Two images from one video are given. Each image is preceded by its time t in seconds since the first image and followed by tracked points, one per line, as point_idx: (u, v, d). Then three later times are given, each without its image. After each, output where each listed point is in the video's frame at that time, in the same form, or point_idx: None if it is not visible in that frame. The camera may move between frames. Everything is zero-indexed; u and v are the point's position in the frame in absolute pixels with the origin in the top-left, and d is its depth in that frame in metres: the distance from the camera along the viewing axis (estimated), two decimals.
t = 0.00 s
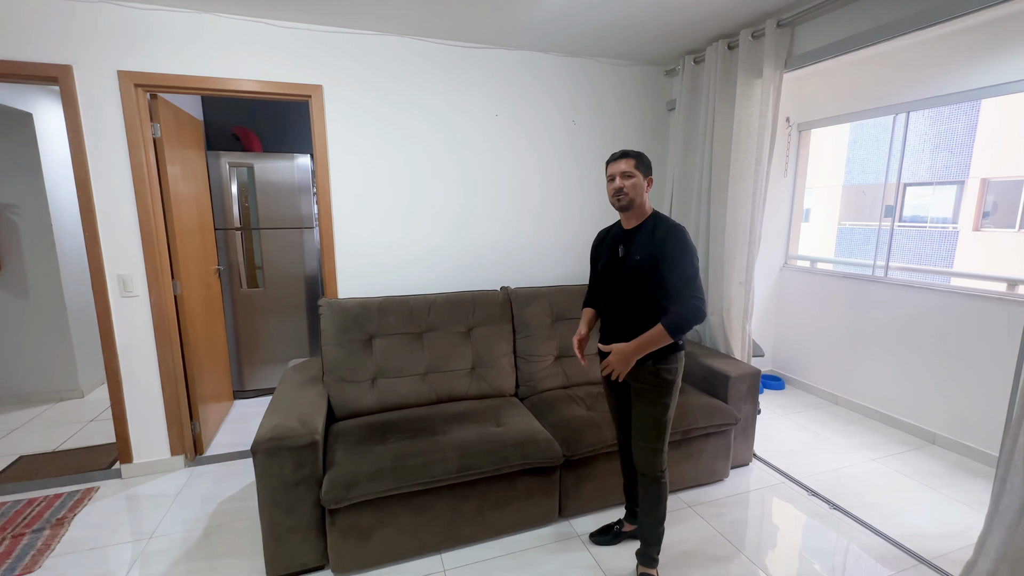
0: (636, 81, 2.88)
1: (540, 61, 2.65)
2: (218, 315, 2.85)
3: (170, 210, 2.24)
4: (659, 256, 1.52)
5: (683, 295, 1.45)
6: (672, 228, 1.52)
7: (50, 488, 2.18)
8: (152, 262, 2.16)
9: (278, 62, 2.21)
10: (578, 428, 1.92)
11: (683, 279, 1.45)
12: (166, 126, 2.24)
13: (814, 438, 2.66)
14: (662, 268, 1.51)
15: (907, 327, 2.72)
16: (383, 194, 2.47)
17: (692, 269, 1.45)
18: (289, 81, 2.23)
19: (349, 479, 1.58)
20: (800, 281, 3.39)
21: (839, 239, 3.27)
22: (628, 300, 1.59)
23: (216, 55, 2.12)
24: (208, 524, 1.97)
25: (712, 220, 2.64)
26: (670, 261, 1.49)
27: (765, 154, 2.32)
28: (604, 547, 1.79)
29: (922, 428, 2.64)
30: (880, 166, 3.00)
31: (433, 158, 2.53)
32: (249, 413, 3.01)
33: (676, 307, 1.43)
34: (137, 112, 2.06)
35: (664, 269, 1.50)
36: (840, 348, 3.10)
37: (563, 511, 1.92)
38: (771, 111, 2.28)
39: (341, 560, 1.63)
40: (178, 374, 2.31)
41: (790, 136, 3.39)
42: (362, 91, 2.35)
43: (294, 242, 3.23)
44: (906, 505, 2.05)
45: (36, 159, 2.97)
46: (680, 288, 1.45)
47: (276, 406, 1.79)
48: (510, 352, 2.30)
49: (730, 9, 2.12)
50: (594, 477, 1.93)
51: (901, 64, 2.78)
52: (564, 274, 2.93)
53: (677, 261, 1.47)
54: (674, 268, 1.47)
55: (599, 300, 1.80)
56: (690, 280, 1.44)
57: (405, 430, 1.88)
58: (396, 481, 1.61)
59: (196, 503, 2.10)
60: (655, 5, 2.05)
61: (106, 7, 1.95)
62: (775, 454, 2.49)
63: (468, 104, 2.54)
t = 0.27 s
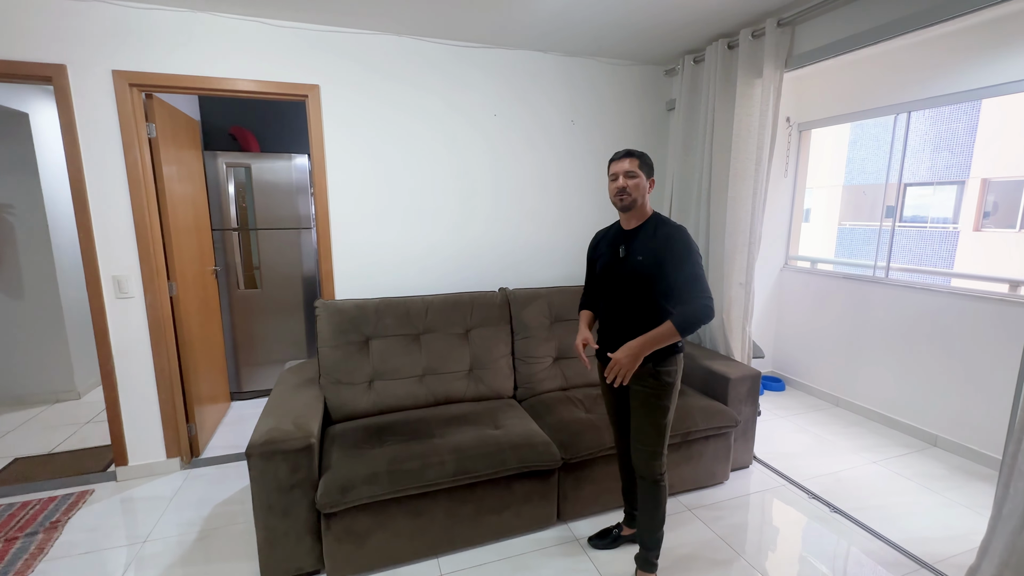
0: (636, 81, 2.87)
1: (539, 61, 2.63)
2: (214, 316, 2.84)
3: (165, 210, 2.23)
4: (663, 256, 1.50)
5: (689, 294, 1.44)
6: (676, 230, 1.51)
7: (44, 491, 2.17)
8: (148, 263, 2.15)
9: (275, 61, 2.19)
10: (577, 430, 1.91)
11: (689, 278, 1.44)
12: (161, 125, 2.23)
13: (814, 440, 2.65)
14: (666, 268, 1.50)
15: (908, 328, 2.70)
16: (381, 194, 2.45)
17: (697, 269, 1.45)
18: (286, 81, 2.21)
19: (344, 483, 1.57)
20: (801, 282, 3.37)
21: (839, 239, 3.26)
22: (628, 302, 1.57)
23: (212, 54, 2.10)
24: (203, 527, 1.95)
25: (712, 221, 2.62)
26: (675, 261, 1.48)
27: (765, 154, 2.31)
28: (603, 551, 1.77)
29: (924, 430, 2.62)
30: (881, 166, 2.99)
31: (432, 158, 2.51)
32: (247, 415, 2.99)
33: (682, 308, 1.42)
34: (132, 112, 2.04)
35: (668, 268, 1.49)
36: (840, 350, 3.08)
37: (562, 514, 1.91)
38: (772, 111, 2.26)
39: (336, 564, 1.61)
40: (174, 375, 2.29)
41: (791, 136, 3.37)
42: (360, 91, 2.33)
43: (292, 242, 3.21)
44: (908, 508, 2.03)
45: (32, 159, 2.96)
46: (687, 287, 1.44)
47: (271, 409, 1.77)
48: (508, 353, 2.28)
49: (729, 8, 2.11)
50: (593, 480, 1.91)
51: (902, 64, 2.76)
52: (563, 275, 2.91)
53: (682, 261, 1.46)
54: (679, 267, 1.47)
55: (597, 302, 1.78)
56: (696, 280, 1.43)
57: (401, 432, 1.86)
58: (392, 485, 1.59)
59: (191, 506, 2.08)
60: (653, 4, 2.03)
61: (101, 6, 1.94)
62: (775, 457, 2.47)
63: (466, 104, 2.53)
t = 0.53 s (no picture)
0: (635, 80, 2.85)
1: (538, 60, 2.61)
2: (212, 317, 2.82)
3: (162, 210, 2.21)
4: (667, 254, 1.50)
5: (701, 286, 1.41)
6: (680, 229, 1.50)
7: (39, 493, 2.15)
8: (144, 263, 2.13)
9: (272, 60, 2.17)
10: (576, 432, 1.89)
11: (697, 270, 1.43)
12: (158, 125, 2.21)
13: (815, 441, 2.63)
14: (671, 265, 1.49)
15: (908, 328, 2.69)
16: (379, 194, 2.43)
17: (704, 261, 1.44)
18: (283, 79, 2.20)
19: (341, 486, 1.55)
20: (801, 282, 3.35)
21: (839, 239, 3.24)
22: (629, 302, 1.55)
23: (209, 53, 2.09)
24: (199, 530, 1.93)
25: (712, 221, 2.60)
26: (680, 258, 1.47)
27: (766, 154, 2.29)
28: (602, 554, 1.76)
29: (925, 431, 2.60)
30: (881, 166, 2.97)
31: (430, 158, 2.49)
32: (244, 416, 2.97)
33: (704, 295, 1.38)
34: (128, 111, 2.02)
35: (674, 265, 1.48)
36: (841, 350, 3.07)
37: (561, 517, 1.89)
38: (772, 110, 2.25)
39: (333, 568, 1.60)
40: (170, 377, 2.28)
41: (791, 136, 3.36)
42: (357, 90, 2.32)
43: (290, 242, 3.19)
44: (909, 511, 2.02)
45: (29, 158, 2.94)
46: (696, 279, 1.42)
47: (267, 410, 1.75)
48: (507, 354, 2.27)
49: (729, 7, 2.09)
50: (592, 482, 1.89)
51: (903, 63, 2.75)
52: (562, 275, 2.90)
53: (688, 255, 1.46)
54: (686, 262, 1.46)
55: (596, 303, 1.76)
56: (704, 272, 1.42)
57: (399, 434, 1.84)
58: (389, 487, 1.58)
59: (187, 508, 2.07)
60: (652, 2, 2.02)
61: (96, 4, 1.92)
62: (775, 458, 2.46)
63: (465, 103, 2.51)
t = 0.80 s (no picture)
0: (635, 80, 2.84)
1: (538, 59, 2.60)
2: (209, 317, 2.80)
3: (159, 210, 2.19)
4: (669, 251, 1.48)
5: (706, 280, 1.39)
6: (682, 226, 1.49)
7: (35, 496, 2.14)
8: (140, 263, 2.12)
9: (269, 59, 2.16)
10: (576, 434, 1.88)
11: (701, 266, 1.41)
12: (154, 124, 2.20)
13: (816, 442, 2.62)
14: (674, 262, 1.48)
15: (909, 329, 2.68)
16: (378, 194, 2.42)
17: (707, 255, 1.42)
18: (281, 79, 2.18)
19: (339, 489, 1.54)
20: (802, 282, 3.34)
21: (839, 239, 3.23)
22: (631, 302, 1.54)
23: (206, 51, 2.07)
24: (196, 532, 1.92)
25: (713, 221, 2.59)
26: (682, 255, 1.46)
27: (767, 153, 2.28)
28: (602, 556, 1.74)
29: (926, 432, 2.59)
30: (881, 166, 2.96)
31: (429, 158, 2.48)
32: (242, 417, 2.95)
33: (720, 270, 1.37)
34: (124, 110, 2.01)
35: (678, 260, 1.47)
36: (842, 351, 3.05)
37: (561, 519, 1.88)
38: (773, 109, 2.23)
39: (331, 571, 1.58)
40: (167, 377, 2.26)
41: (791, 136, 3.35)
42: (355, 89, 2.30)
43: (288, 242, 3.18)
44: (912, 513, 2.00)
45: (26, 158, 2.92)
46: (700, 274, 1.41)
47: (265, 413, 1.74)
48: (506, 355, 2.25)
49: (729, 6, 2.07)
50: (592, 484, 1.88)
51: (904, 62, 2.73)
52: (562, 276, 2.88)
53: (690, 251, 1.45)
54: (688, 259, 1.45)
55: (597, 303, 1.75)
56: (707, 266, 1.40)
57: (398, 436, 1.83)
58: (388, 490, 1.56)
59: (185, 511, 2.05)
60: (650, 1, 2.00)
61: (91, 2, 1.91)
62: (777, 460, 2.44)
63: (463, 102, 2.49)
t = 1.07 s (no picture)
0: (635, 79, 2.83)
1: (536, 58, 2.59)
2: (207, 318, 2.79)
3: (155, 210, 2.18)
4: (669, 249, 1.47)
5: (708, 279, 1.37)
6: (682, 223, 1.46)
7: (31, 498, 2.12)
8: (136, 263, 2.10)
9: (266, 58, 2.14)
10: (575, 435, 1.86)
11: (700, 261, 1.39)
12: (151, 124, 2.18)
13: (817, 443, 2.61)
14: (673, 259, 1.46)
15: (909, 329, 2.67)
16: (376, 194, 2.40)
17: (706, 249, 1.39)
18: (278, 78, 2.17)
19: (336, 491, 1.52)
20: (802, 282, 3.33)
21: (839, 239, 3.23)
22: (631, 303, 1.52)
23: (202, 51, 2.06)
24: (193, 535, 1.90)
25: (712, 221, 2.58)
26: (682, 252, 1.44)
27: (767, 153, 2.26)
28: (602, 559, 1.73)
29: (927, 433, 2.58)
30: (880, 166, 2.95)
31: (427, 158, 2.46)
32: (240, 419, 2.94)
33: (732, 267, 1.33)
34: (120, 110, 1.99)
35: (680, 256, 1.45)
36: (842, 351, 3.04)
37: (560, 521, 1.86)
38: (773, 109, 2.22)
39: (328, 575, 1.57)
40: (164, 379, 2.25)
41: (791, 136, 3.34)
42: (353, 89, 2.29)
43: (286, 242, 3.16)
44: (913, 514, 1.99)
45: (22, 158, 2.91)
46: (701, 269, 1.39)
47: (262, 414, 1.73)
48: (505, 356, 2.24)
49: (728, 5, 2.06)
50: (592, 486, 1.87)
51: (904, 61, 2.72)
52: (561, 276, 2.87)
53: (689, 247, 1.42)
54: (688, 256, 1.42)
55: (597, 304, 1.74)
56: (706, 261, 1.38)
57: (396, 438, 1.82)
58: (386, 492, 1.55)
59: (181, 513, 2.04)
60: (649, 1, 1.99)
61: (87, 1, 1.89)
62: (777, 461, 2.43)
63: (462, 102, 2.48)
